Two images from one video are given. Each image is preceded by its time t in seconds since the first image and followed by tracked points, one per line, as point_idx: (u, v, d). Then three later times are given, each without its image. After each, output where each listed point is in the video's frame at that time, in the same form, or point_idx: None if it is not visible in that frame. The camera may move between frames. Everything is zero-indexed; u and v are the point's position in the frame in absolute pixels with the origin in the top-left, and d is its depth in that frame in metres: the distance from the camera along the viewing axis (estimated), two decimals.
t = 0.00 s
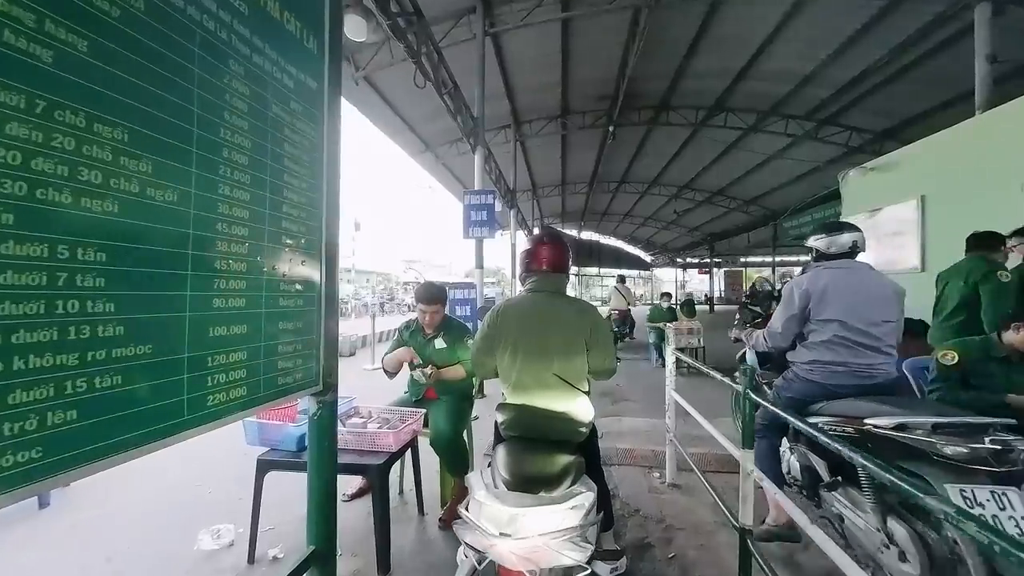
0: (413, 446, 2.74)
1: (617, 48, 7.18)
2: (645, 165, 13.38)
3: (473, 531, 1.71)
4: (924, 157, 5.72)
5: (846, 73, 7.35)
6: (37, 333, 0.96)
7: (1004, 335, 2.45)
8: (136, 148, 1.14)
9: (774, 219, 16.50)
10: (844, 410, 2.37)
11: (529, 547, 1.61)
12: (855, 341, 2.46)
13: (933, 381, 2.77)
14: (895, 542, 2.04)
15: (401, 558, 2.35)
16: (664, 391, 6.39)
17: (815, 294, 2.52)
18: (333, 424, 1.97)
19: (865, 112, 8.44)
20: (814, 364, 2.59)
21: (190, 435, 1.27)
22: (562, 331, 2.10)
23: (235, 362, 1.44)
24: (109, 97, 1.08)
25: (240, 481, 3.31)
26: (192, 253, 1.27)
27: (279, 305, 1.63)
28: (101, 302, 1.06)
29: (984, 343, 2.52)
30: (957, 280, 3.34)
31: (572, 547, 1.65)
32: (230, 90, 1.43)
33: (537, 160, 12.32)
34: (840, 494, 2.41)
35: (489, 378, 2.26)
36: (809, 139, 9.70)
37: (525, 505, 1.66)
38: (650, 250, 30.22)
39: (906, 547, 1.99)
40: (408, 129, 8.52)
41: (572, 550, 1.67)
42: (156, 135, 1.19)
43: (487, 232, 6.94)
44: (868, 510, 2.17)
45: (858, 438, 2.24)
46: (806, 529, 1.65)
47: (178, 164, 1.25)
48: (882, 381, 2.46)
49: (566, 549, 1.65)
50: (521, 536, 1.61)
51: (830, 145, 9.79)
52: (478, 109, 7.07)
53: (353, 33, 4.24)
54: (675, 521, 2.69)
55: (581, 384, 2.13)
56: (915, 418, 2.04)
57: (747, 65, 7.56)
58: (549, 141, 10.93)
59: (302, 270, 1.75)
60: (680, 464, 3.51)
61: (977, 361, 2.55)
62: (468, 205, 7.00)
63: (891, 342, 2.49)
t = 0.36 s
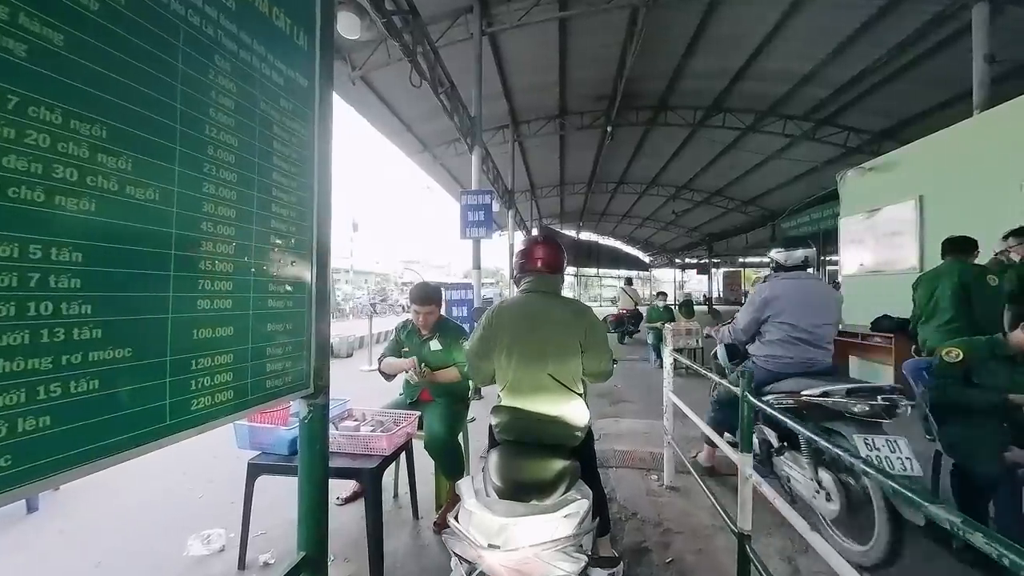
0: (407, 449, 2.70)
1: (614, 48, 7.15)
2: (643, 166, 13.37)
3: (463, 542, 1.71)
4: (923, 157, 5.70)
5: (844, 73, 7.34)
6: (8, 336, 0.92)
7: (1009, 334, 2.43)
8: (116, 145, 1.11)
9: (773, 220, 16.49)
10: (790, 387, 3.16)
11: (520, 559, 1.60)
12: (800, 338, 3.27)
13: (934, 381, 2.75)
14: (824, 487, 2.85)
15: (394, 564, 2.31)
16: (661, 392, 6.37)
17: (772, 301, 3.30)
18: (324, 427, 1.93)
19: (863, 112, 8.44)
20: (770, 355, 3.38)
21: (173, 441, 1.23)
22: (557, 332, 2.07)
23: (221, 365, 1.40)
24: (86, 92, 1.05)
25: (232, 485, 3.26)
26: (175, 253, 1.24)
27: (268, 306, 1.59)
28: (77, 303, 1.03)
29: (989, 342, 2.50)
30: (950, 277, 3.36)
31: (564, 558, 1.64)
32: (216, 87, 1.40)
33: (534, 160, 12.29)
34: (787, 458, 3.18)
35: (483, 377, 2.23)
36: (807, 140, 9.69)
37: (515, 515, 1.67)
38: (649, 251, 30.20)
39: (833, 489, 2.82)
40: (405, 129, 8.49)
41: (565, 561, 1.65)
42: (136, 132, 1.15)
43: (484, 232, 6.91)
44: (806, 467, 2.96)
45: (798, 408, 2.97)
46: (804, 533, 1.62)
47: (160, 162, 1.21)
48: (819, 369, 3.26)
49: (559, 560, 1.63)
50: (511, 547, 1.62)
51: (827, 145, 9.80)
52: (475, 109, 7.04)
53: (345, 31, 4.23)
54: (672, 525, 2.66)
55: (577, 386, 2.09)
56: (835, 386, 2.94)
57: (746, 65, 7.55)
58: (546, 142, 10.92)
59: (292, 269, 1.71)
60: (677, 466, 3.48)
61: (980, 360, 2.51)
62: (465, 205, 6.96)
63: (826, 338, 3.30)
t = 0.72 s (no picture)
0: (405, 449, 2.71)
1: (613, 50, 7.18)
2: (642, 167, 13.41)
3: (460, 543, 1.72)
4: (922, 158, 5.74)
5: (842, 75, 7.37)
6: (4, 337, 0.92)
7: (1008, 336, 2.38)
8: (112, 146, 1.11)
9: (772, 221, 16.53)
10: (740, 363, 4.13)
11: (517, 561, 1.62)
12: (745, 326, 4.23)
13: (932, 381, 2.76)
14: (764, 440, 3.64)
15: (391, 565, 2.31)
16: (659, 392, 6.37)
17: (724, 296, 4.30)
18: (321, 425, 1.94)
19: (860, 114, 8.48)
20: (724, 340, 4.36)
21: (169, 442, 1.23)
22: (554, 332, 2.07)
23: (217, 365, 1.40)
24: (82, 92, 1.05)
25: (229, 487, 3.25)
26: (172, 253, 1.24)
27: (264, 306, 1.59)
28: (73, 304, 1.03)
29: (988, 342, 2.47)
30: (944, 278, 3.39)
31: (561, 559, 1.64)
32: (214, 88, 1.40)
33: (534, 161, 12.31)
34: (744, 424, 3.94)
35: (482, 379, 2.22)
36: (805, 141, 9.72)
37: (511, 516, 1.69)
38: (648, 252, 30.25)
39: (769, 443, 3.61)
40: (404, 130, 8.50)
41: (562, 563, 1.65)
42: (131, 132, 1.15)
43: (483, 233, 6.91)
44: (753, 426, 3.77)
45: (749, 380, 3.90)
46: (799, 533, 1.63)
47: (156, 162, 1.21)
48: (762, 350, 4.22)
49: (556, 561, 1.64)
50: (507, 549, 1.63)
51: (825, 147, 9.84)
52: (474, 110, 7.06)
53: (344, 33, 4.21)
54: (670, 526, 2.66)
55: (574, 386, 2.09)
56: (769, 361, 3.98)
57: (743, 67, 7.58)
58: (546, 143, 10.95)
59: (289, 269, 1.71)
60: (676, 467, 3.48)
61: (978, 361, 2.52)
62: (463, 206, 6.96)
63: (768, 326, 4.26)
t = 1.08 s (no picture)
0: (405, 450, 2.71)
1: (613, 52, 7.21)
2: (641, 168, 13.45)
3: (475, 509, 1.71)
4: (920, 160, 5.78)
5: (840, 78, 7.40)
6: (7, 337, 0.93)
7: (1005, 337, 2.46)
8: (114, 147, 1.11)
9: (770, 223, 16.59)
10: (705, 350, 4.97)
11: (525, 523, 1.63)
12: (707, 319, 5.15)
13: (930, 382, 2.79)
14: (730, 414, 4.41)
15: (391, 565, 2.32)
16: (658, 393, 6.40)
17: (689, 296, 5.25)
18: (320, 424, 1.94)
19: (858, 116, 8.53)
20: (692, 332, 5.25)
21: (169, 442, 1.23)
22: (556, 330, 2.08)
23: (217, 365, 1.40)
24: (85, 94, 1.05)
25: (229, 487, 3.26)
26: (173, 254, 1.24)
27: (265, 305, 1.59)
28: (76, 304, 1.03)
29: (985, 345, 2.54)
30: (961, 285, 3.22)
31: (564, 525, 1.65)
32: (215, 90, 1.41)
33: (533, 162, 12.33)
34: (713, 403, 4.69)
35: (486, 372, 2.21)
36: (803, 143, 9.77)
37: (523, 485, 1.69)
38: (647, 253, 30.29)
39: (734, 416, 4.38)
40: (404, 131, 8.51)
41: (565, 529, 1.66)
42: (132, 132, 1.16)
43: (482, 233, 6.93)
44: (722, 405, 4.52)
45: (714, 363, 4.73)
46: (797, 534, 1.63)
47: (158, 163, 1.22)
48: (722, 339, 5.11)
49: (558, 527, 1.65)
50: (518, 511, 1.65)
51: (823, 149, 9.87)
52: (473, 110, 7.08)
53: (345, 35, 4.23)
54: (669, 527, 2.66)
55: (574, 379, 2.10)
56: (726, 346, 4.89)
57: (742, 69, 7.61)
58: (545, 144, 10.97)
59: (289, 270, 1.71)
60: (675, 468, 3.49)
61: (976, 363, 2.57)
62: (463, 207, 6.98)
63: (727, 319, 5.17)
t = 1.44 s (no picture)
0: (406, 450, 2.72)
1: (612, 53, 7.24)
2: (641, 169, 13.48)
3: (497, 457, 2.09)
4: (917, 162, 5.82)
5: (838, 80, 7.44)
6: (18, 337, 0.94)
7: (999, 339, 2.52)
8: (122, 149, 1.13)
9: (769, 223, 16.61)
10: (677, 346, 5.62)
11: (535, 464, 2.01)
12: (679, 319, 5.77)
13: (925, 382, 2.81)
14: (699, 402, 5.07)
15: (392, 564, 2.33)
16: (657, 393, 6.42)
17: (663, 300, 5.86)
18: (323, 424, 1.95)
19: (856, 118, 8.57)
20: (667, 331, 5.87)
21: (174, 441, 1.25)
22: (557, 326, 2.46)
23: (222, 364, 1.41)
24: (95, 98, 1.07)
25: (230, 488, 3.26)
26: (179, 255, 1.26)
27: (268, 304, 1.61)
28: (85, 304, 1.05)
29: (979, 346, 2.60)
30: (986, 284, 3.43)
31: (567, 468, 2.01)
32: (220, 93, 1.42)
33: (533, 163, 12.34)
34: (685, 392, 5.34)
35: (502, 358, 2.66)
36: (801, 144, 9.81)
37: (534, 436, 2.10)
38: (646, 254, 30.29)
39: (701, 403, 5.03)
40: (404, 132, 8.53)
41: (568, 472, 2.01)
42: (140, 135, 1.17)
43: (482, 234, 6.94)
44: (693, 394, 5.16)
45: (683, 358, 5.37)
46: (794, 530, 1.66)
47: (165, 165, 1.24)
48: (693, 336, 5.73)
49: (562, 470, 2.00)
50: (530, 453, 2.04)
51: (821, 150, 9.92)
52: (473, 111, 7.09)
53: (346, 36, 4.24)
54: (670, 527, 2.67)
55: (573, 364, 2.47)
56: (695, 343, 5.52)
57: (741, 70, 7.65)
58: (545, 145, 10.99)
59: (292, 270, 1.73)
60: (674, 468, 3.50)
61: (971, 364, 2.60)
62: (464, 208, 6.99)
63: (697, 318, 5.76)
